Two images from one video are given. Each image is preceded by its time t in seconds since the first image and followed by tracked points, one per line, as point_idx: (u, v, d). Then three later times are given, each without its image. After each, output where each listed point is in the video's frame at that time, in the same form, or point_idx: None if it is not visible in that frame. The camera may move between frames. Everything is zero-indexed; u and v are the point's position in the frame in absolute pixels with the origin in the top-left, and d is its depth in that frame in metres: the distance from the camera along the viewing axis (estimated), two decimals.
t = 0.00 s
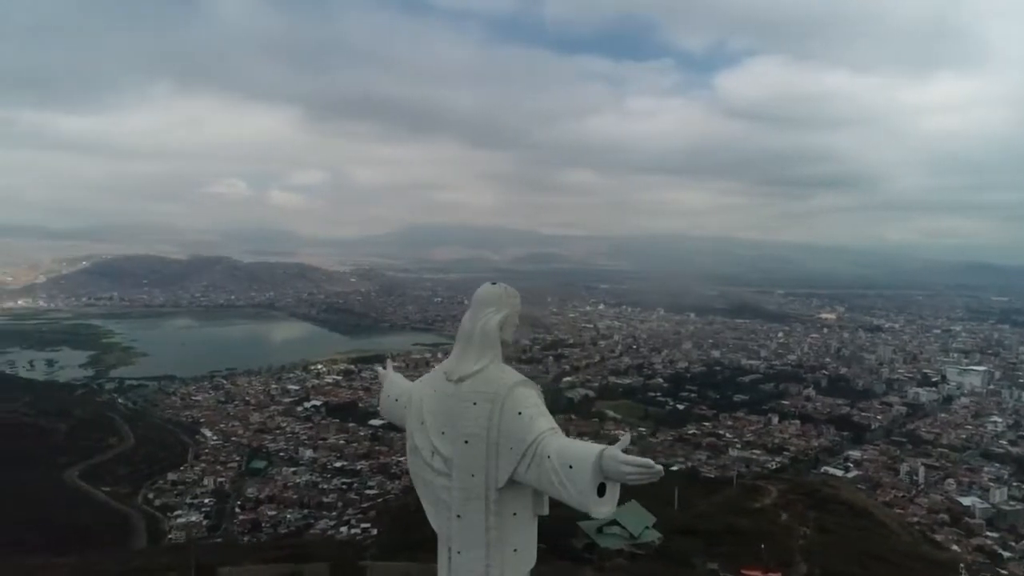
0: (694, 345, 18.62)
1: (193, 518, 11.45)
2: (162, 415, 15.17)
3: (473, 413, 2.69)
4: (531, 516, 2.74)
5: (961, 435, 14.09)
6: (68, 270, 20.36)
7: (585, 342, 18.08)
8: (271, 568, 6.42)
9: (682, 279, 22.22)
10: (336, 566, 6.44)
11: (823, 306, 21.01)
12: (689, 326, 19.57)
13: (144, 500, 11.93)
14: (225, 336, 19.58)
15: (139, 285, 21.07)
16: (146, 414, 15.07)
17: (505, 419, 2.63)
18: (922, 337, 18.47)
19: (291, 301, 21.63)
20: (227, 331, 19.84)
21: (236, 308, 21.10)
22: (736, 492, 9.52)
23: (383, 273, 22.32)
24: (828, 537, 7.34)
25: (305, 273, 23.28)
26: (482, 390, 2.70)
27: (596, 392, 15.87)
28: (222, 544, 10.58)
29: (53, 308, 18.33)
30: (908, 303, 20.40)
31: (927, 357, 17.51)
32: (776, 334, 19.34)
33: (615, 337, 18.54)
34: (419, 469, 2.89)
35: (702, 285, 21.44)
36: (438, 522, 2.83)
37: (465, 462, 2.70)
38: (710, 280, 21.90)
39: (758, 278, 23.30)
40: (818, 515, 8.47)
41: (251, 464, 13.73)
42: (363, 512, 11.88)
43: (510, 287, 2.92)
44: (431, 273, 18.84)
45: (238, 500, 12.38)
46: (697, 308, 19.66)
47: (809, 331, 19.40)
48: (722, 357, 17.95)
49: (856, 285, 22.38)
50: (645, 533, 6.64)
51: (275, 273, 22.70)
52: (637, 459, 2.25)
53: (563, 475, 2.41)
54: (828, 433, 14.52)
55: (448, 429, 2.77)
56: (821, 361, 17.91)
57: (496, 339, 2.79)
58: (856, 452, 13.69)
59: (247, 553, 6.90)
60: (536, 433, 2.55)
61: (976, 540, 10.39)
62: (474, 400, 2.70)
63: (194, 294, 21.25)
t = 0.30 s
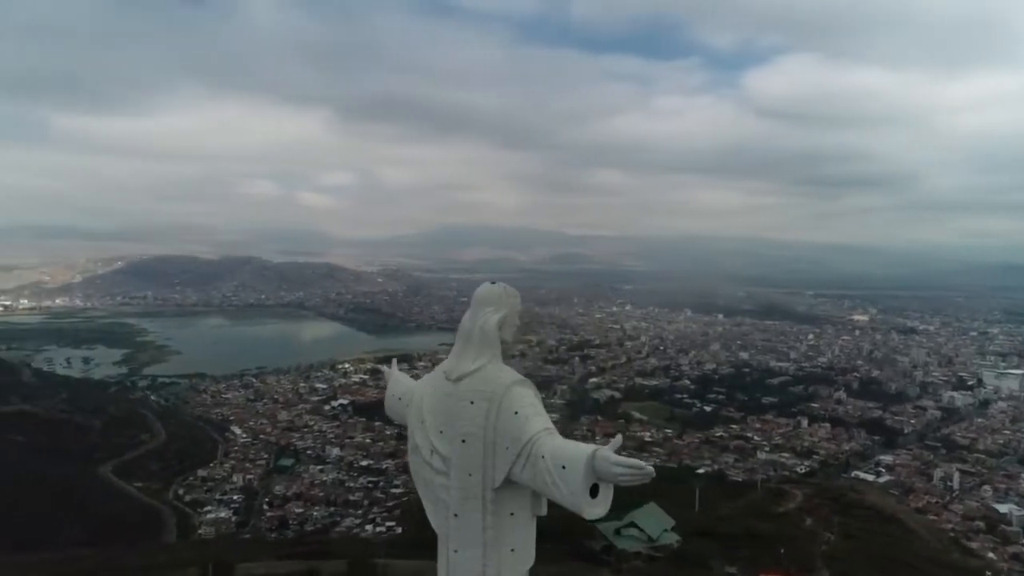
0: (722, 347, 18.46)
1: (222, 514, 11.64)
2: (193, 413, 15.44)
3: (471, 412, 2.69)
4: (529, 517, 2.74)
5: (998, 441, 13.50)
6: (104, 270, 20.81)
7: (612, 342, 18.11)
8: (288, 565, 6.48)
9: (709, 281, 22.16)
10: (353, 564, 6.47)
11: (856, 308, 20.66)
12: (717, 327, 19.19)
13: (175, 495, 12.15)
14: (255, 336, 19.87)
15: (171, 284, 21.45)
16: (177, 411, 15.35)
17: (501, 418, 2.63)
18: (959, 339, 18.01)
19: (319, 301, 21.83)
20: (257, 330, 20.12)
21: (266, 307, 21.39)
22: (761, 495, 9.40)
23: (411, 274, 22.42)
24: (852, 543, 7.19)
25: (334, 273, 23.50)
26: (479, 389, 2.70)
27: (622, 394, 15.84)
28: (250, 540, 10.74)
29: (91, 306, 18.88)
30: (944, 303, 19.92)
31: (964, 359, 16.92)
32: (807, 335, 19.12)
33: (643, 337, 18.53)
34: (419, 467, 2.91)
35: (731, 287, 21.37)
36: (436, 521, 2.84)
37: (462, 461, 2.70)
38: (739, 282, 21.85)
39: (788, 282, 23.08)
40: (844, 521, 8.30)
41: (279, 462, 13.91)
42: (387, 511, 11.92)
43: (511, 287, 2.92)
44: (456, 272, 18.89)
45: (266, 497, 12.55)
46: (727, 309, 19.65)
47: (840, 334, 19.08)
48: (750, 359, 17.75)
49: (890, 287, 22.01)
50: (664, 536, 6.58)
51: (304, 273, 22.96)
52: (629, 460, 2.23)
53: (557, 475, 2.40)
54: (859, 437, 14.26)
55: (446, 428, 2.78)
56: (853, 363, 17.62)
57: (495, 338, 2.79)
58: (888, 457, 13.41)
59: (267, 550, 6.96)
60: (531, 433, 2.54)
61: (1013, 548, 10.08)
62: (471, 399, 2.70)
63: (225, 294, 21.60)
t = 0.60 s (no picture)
0: (751, 348, 18.26)
1: (250, 511, 11.80)
2: (224, 411, 15.69)
3: (468, 412, 2.69)
4: (527, 517, 2.73)
5: None
6: (138, 270, 21.34)
7: (638, 344, 18.07)
8: (305, 563, 6.53)
9: (738, 283, 22.04)
10: (368, 562, 6.50)
11: (890, 310, 20.28)
12: (746, 329, 19.18)
13: (205, 492, 12.35)
14: (285, 336, 20.13)
15: (202, 284, 21.85)
16: (207, 409, 15.61)
17: (498, 418, 2.63)
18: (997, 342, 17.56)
19: (347, 300, 22.02)
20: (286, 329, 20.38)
21: (294, 307, 21.67)
22: (786, 499, 9.25)
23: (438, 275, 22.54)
24: (877, 549, 7.03)
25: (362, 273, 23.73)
26: (476, 389, 2.70)
27: (648, 395, 15.71)
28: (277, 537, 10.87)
29: (127, 306, 19.54)
30: (982, 305, 19.44)
31: (1001, 363, 16.49)
32: (838, 338, 18.85)
33: (670, 339, 18.42)
34: (418, 466, 2.91)
35: (761, 291, 21.30)
36: (435, 521, 2.84)
37: (459, 461, 2.70)
38: (768, 287, 21.74)
39: (819, 285, 22.78)
40: (870, 526, 8.13)
41: (307, 460, 14.06)
42: (412, 510, 11.96)
43: (511, 287, 2.91)
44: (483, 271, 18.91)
45: (293, 495, 12.70)
46: (757, 311, 19.68)
47: (872, 337, 18.73)
48: (780, 361, 17.51)
49: (925, 290, 21.58)
50: (681, 538, 6.50)
51: (333, 273, 23.19)
52: (620, 461, 2.21)
53: (550, 476, 2.38)
54: (891, 441, 13.97)
55: (444, 428, 2.78)
56: (885, 366, 17.29)
57: (493, 338, 2.78)
58: (921, 462, 13.10)
59: (287, 547, 7.03)
60: (525, 433, 2.53)
61: None
62: (469, 399, 2.70)
63: (255, 294, 21.95)
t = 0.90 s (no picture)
0: (780, 350, 18.02)
1: (277, 508, 11.94)
2: (253, 409, 15.92)
3: (465, 411, 2.68)
4: (525, 517, 2.72)
5: None
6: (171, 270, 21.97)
7: (665, 344, 18.02)
8: (323, 560, 6.61)
9: (767, 286, 21.86)
10: (385, 560, 6.54)
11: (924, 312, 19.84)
12: (775, 330, 19.01)
13: (234, 488, 12.53)
14: (313, 335, 20.36)
15: (233, 284, 22.29)
16: (237, 407, 15.85)
17: (494, 417, 2.63)
18: None
19: (374, 300, 22.13)
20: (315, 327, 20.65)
21: (322, 306, 21.93)
22: (812, 503, 9.11)
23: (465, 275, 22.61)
24: (903, 556, 6.87)
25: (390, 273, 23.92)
26: (473, 388, 2.69)
27: (675, 397, 15.56)
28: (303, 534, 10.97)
29: (159, 304, 20.16)
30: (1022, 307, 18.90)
31: None
32: (870, 340, 18.53)
33: (697, 341, 18.30)
34: (418, 465, 2.91)
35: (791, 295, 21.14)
36: (433, 520, 2.84)
37: (457, 460, 2.70)
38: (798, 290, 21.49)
39: (852, 288, 22.41)
40: (897, 533, 7.95)
41: (334, 458, 14.18)
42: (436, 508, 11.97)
43: (511, 287, 2.91)
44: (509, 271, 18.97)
45: (320, 493, 12.83)
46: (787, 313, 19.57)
47: (906, 339, 18.38)
48: (810, 363, 17.25)
49: (962, 291, 21.06)
50: (699, 541, 6.43)
51: (362, 273, 23.41)
52: (612, 462, 2.20)
53: (543, 476, 2.37)
54: (925, 445, 13.66)
55: (441, 426, 2.77)
56: (919, 369, 16.92)
57: (492, 337, 2.78)
58: (957, 467, 12.77)
59: (307, 544, 7.10)
60: (520, 433, 2.53)
61: None
62: (466, 398, 2.70)
63: (285, 294, 22.28)
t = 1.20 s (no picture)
0: (811, 352, 17.75)
1: (305, 505, 12.07)
2: (282, 407, 16.15)
3: (463, 410, 2.68)
4: (523, 517, 2.71)
5: None
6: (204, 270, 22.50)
7: (693, 346, 17.92)
8: (341, 557, 6.67)
9: (799, 287, 21.58)
10: (402, 558, 6.56)
11: (963, 314, 19.35)
12: (806, 332, 18.78)
13: (262, 485, 12.69)
14: (341, 334, 20.57)
15: (264, 284, 22.66)
16: (266, 405, 16.07)
17: (492, 417, 2.62)
18: None
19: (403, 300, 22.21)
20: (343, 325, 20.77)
21: (350, 306, 22.14)
22: (839, 508, 8.94)
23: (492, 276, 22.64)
24: (931, 563, 6.71)
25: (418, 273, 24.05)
26: (471, 387, 2.69)
27: (702, 399, 15.39)
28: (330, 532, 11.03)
29: (193, 304, 20.66)
30: None
31: None
32: (905, 342, 18.15)
33: (726, 343, 18.20)
34: (418, 462, 2.91)
35: (823, 296, 20.82)
36: (432, 518, 2.83)
37: (454, 459, 2.69)
38: (830, 291, 21.19)
39: (886, 290, 22.03)
40: (926, 539, 7.77)
41: (360, 457, 14.27)
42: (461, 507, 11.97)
43: (511, 286, 2.90)
44: (535, 272, 18.98)
45: (346, 491, 12.94)
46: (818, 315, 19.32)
47: (942, 342, 17.95)
48: (842, 366, 16.96)
49: (1001, 293, 20.51)
50: (720, 544, 6.32)
51: (390, 273, 23.60)
52: (603, 462, 2.17)
53: (537, 476, 2.36)
54: (961, 451, 13.30)
55: (441, 425, 2.77)
56: (955, 372, 16.50)
57: (491, 336, 2.77)
58: (994, 473, 12.40)
59: (325, 542, 7.14)
60: (515, 433, 2.52)
61: None
62: (464, 397, 2.69)
63: (314, 294, 22.57)
